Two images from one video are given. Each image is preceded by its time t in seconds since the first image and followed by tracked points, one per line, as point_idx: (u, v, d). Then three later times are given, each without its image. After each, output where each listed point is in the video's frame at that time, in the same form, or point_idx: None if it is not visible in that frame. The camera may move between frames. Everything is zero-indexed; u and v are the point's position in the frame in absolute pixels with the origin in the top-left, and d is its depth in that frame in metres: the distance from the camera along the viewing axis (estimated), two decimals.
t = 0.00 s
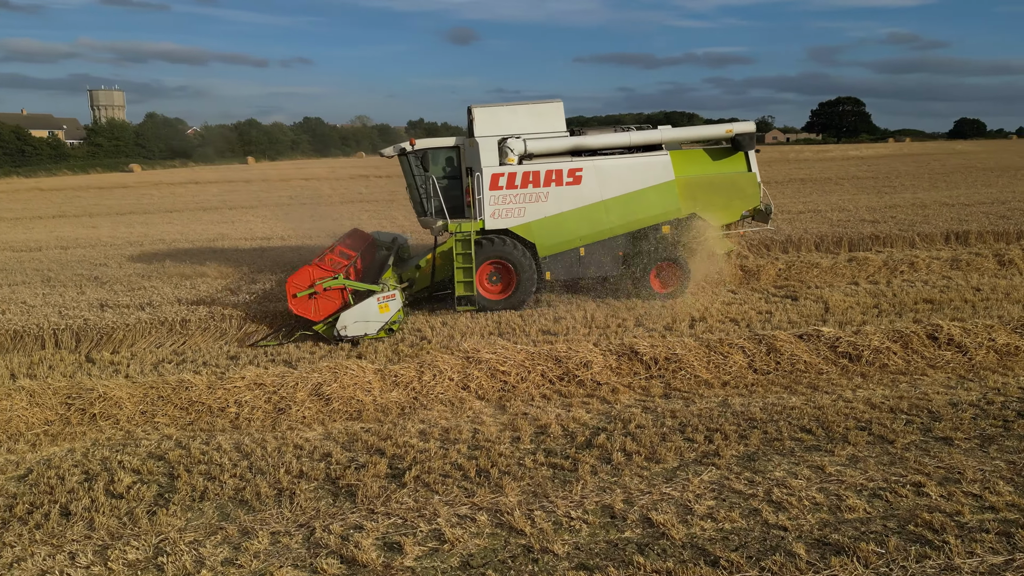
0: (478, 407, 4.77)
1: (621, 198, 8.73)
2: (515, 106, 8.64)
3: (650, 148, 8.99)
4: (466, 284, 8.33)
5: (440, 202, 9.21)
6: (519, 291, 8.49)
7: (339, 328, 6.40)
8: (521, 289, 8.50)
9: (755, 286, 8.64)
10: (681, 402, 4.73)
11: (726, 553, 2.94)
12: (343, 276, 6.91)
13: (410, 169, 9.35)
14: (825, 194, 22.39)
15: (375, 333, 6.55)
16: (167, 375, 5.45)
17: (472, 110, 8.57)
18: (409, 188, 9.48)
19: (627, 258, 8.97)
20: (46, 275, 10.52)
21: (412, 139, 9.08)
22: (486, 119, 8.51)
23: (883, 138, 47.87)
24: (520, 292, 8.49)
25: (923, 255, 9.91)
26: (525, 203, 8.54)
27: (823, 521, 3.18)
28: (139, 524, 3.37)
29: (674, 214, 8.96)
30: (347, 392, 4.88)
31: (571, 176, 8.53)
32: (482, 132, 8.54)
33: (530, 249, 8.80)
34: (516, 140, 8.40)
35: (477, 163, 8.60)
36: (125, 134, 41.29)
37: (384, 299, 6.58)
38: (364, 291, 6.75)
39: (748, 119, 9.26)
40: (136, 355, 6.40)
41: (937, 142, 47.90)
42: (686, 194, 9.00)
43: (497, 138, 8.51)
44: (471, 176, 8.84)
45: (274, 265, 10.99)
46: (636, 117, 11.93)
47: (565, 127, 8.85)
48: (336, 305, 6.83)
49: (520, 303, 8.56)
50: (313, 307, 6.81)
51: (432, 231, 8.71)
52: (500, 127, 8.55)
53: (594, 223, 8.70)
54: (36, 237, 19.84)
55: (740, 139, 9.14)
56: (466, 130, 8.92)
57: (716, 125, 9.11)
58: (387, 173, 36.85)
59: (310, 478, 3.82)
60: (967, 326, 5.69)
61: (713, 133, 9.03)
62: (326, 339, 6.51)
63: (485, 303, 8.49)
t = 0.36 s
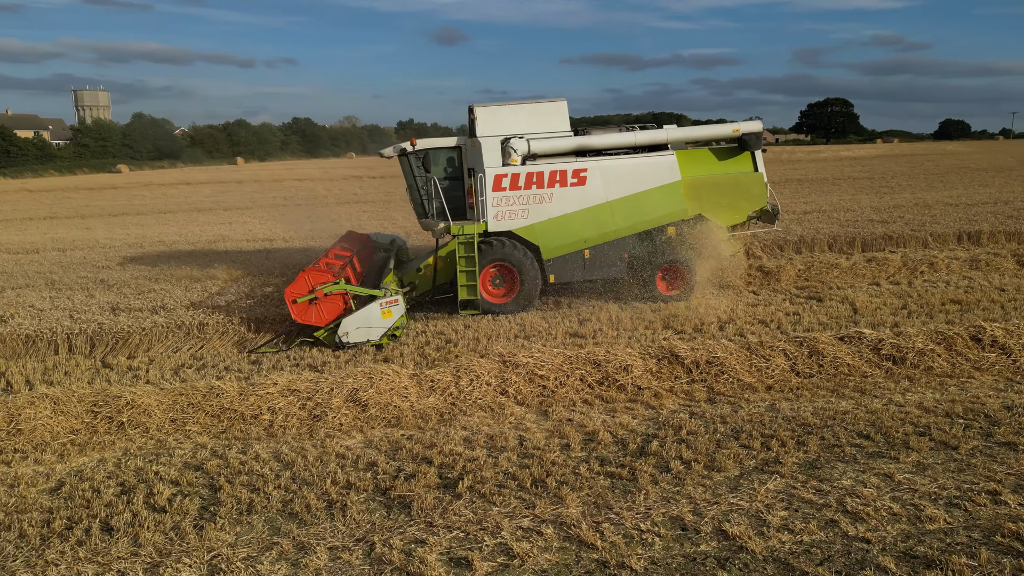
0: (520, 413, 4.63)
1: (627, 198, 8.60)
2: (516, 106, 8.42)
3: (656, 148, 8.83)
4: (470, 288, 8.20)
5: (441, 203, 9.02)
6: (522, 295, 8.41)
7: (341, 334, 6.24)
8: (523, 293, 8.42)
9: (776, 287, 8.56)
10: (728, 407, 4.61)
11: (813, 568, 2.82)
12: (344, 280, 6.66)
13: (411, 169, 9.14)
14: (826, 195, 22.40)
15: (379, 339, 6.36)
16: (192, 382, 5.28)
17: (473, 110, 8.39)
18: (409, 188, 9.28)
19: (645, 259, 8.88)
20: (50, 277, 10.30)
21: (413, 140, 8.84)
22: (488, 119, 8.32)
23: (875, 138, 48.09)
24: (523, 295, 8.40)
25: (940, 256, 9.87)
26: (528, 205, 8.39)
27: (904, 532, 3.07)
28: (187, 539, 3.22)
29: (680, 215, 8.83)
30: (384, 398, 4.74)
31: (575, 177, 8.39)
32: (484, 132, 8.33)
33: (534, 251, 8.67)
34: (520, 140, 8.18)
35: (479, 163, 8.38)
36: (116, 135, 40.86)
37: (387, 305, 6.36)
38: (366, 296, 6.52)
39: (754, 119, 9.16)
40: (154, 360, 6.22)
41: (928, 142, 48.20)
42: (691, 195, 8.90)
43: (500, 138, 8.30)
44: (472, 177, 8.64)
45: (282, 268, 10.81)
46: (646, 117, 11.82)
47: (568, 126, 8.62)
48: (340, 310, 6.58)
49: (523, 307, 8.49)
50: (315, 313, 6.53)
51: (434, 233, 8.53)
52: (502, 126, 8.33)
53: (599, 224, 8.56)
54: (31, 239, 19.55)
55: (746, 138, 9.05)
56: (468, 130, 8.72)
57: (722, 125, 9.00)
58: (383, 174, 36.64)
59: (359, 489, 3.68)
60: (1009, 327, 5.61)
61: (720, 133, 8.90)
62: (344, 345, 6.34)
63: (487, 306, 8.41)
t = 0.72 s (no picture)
0: (569, 421, 4.50)
1: (637, 199, 8.43)
2: (522, 105, 8.25)
3: (665, 148, 8.72)
4: (477, 292, 7.96)
5: (446, 205, 8.88)
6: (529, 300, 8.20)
7: (348, 341, 6.13)
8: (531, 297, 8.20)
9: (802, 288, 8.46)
10: (783, 413, 4.48)
11: None
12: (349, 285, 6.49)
13: (416, 171, 9.02)
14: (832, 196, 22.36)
15: (386, 345, 6.26)
16: (224, 388, 5.14)
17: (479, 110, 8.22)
18: (414, 190, 9.16)
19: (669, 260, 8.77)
20: (61, 279, 10.12)
21: (417, 141, 8.73)
22: (495, 119, 8.15)
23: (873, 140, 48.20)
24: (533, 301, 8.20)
25: (963, 257, 9.80)
26: (536, 206, 8.20)
27: (996, 546, 2.97)
28: (246, 555, 3.08)
29: (690, 216, 8.67)
30: (427, 405, 4.60)
31: (583, 177, 8.22)
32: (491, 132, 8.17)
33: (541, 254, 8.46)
34: (527, 140, 8.06)
35: (485, 164, 8.23)
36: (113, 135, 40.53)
37: (395, 310, 6.27)
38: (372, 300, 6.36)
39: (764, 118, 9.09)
40: (178, 366, 6.06)
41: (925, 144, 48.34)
42: (701, 196, 8.74)
43: (506, 139, 8.14)
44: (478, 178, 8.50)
45: (296, 271, 10.66)
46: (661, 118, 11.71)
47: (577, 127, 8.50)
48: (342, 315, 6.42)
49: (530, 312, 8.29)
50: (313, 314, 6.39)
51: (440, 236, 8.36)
52: (510, 126, 8.20)
53: (607, 225, 8.39)
54: (33, 241, 19.32)
55: (756, 138, 8.97)
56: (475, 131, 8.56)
57: (731, 124, 8.94)
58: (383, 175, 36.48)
59: (416, 500, 3.54)
60: None
61: (729, 132, 8.87)
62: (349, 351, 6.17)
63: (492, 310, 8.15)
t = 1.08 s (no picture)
0: (622, 429, 4.37)
1: (647, 202, 8.29)
2: (532, 105, 8.08)
3: (677, 151, 8.56)
4: (485, 295, 7.82)
5: (453, 207, 8.70)
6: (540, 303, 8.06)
7: (353, 347, 6.03)
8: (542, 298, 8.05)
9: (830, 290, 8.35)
10: (841, 420, 4.37)
11: None
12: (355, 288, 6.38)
13: (422, 173, 8.83)
14: (838, 198, 22.32)
15: (392, 351, 6.18)
16: (259, 396, 5.00)
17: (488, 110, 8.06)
18: (420, 193, 8.97)
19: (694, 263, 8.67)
20: (73, 283, 9.96)
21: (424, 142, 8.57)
22: (504, 120, 7.99)
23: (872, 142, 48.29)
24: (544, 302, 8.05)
25: (988, 258, 9.72)
26: (545, 209, 8.04)
27: None
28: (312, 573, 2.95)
29: (700, 220, 8.54)
30: (474, 412, 4.48)
31: (594, 180, 8.07)
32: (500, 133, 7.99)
33: (550, 258, 8.30)
34: (536, 142, 7.86)
35: (494, 167, 8.07)
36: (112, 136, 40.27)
37: (402, 315, 6.20)
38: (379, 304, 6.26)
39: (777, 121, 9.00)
40: (206, 373, 5.93)
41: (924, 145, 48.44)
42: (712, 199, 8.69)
43: (515, 140, 7.99)
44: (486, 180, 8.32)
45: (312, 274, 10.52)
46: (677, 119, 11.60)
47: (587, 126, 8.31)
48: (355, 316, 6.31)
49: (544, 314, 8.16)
50: (328, 325, 6.28)
51: (447, 239, 8.13)
52: (519, 127, 8.01)
53: (618, 229, 8.24)
54: (36, 243, 19.10)
55: (769, 141, 8.88)
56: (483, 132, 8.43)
57: (745, 127, 8.82)
58: (385, 176, 36.35)
59: (479, 514, 3.41)
60: None
61: (743, 135, 8.72)
62: (359, 356, 6.08)
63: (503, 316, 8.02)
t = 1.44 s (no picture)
0: (671, 437, 4.27)
1: (657, 205, 8.12)
2: (539, 108, 8.09)
3: (686, 153, 8.46)
4: (492, 302, 7.62)
5: (461, 210, 8.59)
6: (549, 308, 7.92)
7: (360, 354, 5.92)
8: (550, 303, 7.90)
9: (855, 293, 8.28)
10: (895, 428, 4.28)
11: None
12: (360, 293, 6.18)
13: (428, 177, 8.73)
14: (844, 200, 22.27)
15: (400, 358, 6.03)
16: (292, 404, 4.88)
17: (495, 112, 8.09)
18: (425, 197, 8.84)
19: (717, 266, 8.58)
20: (84, 287, 9.81)
21: (430, 144, 8.49)
22: (510, 122, 8.00)
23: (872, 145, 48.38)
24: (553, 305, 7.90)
25: (1009, 261, 9.68)
26: (553, 212, 7.87)
27: None
28: None
29: (711, 223, 8.36)
30: (518, 420, 4.37)
31: (602, 184, 7.89)
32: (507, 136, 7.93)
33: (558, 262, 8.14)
34: (543, 144, 7.76)
35: (500, 170, 7.93)
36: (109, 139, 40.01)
37: (410, 322, 6.05)
38: (386, 311, 6.12)
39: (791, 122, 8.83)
40: (232, 380, 5.80)
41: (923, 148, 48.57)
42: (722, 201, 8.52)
43: (522, 142, 7.90)
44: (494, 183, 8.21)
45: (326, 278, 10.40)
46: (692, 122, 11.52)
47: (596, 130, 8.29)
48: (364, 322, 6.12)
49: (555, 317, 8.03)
50: (340, 329, 6.06)
51: (454, 244, 7.97)
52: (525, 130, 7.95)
53: (628, 233, 8.08)
54: (38, 247, 18.90)
55: (780, 142, 8.72)
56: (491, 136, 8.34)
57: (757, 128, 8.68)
58: (386, 180, 36.25)
59: (540, 527, 3.30)
60: None
61: (754, 137, 8.60)
62: (367, 363, 5.98)
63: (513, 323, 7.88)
